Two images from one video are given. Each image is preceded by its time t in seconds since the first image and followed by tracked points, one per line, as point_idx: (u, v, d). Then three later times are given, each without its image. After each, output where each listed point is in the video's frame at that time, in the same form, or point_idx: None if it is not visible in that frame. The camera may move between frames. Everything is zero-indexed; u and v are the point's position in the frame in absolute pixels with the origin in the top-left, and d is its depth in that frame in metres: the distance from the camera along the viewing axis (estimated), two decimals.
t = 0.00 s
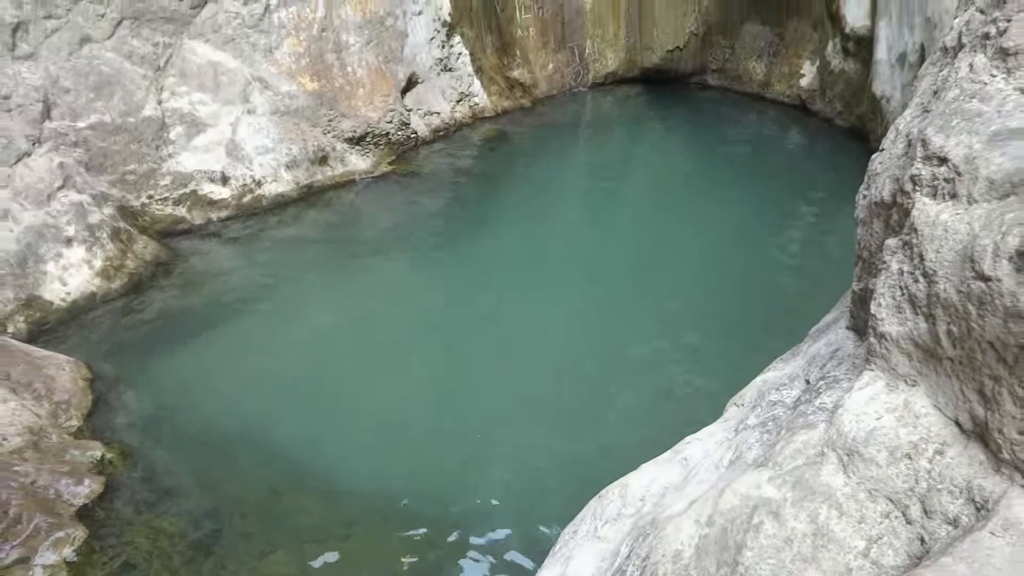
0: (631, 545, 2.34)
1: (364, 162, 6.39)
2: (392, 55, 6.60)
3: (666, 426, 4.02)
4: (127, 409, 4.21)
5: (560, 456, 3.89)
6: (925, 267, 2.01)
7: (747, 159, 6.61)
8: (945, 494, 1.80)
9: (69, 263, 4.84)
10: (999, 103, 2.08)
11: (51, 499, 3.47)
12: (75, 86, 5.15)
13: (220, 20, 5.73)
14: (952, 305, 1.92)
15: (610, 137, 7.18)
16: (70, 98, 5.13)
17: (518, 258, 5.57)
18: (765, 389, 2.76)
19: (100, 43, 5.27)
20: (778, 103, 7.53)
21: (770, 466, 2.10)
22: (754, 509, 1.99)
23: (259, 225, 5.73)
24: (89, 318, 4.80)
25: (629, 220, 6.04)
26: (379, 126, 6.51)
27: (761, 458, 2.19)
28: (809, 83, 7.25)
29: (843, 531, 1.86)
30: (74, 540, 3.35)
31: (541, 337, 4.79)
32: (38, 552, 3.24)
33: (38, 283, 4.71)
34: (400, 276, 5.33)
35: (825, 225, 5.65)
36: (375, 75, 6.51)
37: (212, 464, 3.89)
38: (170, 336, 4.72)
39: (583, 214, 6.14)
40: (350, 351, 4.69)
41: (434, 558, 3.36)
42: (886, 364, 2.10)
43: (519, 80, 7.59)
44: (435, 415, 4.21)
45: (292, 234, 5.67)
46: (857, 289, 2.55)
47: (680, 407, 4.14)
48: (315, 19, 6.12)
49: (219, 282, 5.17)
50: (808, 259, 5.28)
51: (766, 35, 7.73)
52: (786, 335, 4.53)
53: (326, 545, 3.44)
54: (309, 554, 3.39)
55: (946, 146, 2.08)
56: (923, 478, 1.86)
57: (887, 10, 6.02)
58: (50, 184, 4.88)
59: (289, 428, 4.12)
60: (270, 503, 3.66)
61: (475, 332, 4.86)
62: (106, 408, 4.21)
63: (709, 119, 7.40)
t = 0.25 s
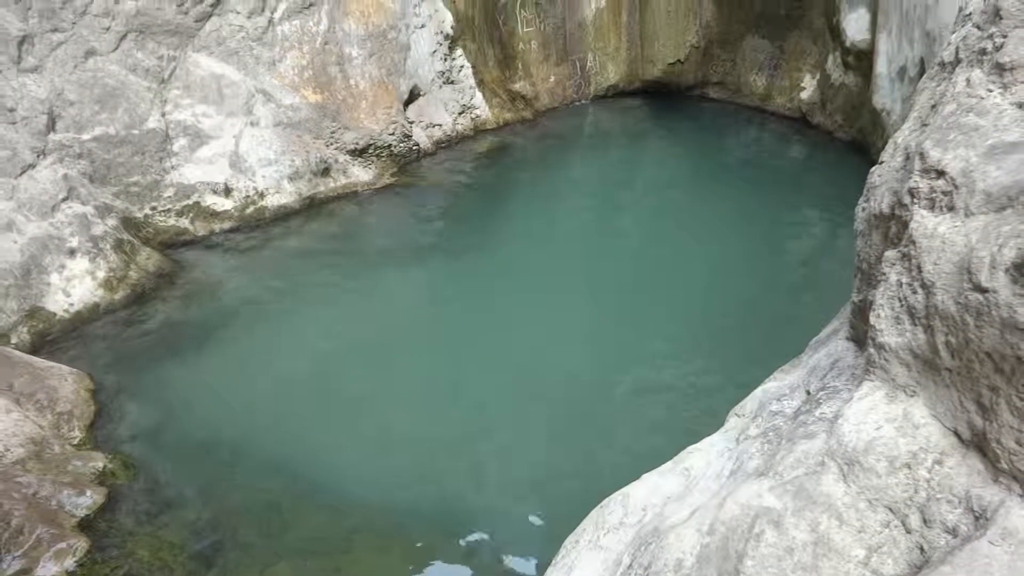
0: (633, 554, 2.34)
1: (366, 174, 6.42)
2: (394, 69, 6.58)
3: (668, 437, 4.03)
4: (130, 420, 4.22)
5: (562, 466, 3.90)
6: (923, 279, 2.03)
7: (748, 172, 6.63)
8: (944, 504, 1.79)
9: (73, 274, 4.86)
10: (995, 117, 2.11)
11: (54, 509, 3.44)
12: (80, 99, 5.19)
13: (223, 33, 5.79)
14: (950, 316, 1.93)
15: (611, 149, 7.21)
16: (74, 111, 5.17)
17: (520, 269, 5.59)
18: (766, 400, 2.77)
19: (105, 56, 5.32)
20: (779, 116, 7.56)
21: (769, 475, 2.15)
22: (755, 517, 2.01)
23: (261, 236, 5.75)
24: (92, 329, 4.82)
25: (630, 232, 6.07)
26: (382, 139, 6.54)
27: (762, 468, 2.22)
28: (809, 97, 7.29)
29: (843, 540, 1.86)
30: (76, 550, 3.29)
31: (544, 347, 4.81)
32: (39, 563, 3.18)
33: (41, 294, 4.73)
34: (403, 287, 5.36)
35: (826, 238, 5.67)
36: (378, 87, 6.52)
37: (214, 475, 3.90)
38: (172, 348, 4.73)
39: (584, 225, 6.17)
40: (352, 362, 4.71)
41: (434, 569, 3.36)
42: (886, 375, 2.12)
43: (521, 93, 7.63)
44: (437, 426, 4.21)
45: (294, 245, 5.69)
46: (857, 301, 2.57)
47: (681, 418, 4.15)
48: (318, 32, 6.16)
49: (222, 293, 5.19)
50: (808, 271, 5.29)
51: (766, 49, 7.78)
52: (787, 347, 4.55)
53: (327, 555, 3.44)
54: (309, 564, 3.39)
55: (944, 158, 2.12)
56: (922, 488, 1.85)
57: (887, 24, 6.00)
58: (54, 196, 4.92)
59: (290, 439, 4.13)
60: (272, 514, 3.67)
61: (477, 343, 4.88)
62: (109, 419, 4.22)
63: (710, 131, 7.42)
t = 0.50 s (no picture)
0: (634, 562, 2.34)
1: (367, 182, 6.43)
2: (396, 78, 6.62)
3: (668, 445, 4.03)
4: (130, 429, 4.22)
5: (563, 475, 3.90)
6: (922, 288, 2.03)
7: (748, 181, 6.65)
8: (944, 512, 1.81)
9: (74, 282, 4.87)
10: (993, 128, 2.16)
11: (54, 518, 3.44)
12: (82, 107, 5.20)
13: (226, 43, 5.81)
14: (949, 325, 1.94)
15: (611, 159, 7.23)
16: (77, 119, 5.18)
17: (519, 278, 5.60)
18: (765, 408, 2.77)
19: (107, 65, 5.34)
20: (779, 126, 7.59)
21: (769, 483, 2.15)
22: (756, 525, 2.02)
23: (262, 244, 5.76)
24: (92, 337, 4.83)
25: (629, 241, 6.08)
26: (383, 148, 6.55)
27: (763, 476, 2.22)
28: (809, 107, 7.31)
29: (844, 547, 1.88)
30: (77, 559, 3.30)
31: (543, 356, 4.81)
32: (38, 571, 3.18)
33: (43, 302, 4.74)
34: (403, 296, 5.36)
35: (826, 247, 5.68)
36: (379, 96, 6.54)
37: (213, 483, 3.89)
38: (172, 356, 4.74)
39: (584, 235, 6.18)
40: (351, 371, 4.71)
41: None
42: (886, 384, 2.11)
43: (522, 102, 7.65)
44: (436, 434, 4.22)
45: (294, 253, 5.70)
46: (856, 310, 2.57)
47: (681, 426, 4.15)
48: (320, 42, 6.19)
49: (222, 302, 5.20)
50: (808, 280, 5.30)
51: (766, 59, 7.82)
52: (787, 355, 4.56)
53: (327, 564, 3.44)
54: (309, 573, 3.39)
55: (943, 169, 2.14)
56: (922, 495, 1.87)
57: (887, 35, 6.03)
58: (56, 205, 4.92)
59: (289, 448, 4.13)
60: (271, 522, 3.67)
61: (476, 352, 4.88)
62: (110, 428, 4.22)
63: (710, 141, 7.45)
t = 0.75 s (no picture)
0: (633, 567, 2.34)
1: (367, 191, 6.45)
2: (396, 87, 6.63)
3: (668, 453, 4.03)
4: (129, 437, 4.22)
5: (563, 484, 3.90)
6: (920, 296, 2.04)
7: (747, 190, 6.66)
8: (942, 519, 1.81)
9: (74, 290, 4.87)
10: (990, 138, 2.17)
11: (53, 526, 3.43)
12: (83, 116, 5.22)
13: (227, 52, 5.82)
14: (946, 333, 1.94)
15: (611, 167, 7.25)
16: (78, 128, 5.19)
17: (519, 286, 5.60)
18: (765, 416, 2.78)
19: (108, 73, 5.35)
20: (778, 135, 7.61)
21: (769, 490, 2.14)
22: (755, 532, 2.02)
23: (262, 252, 5.77)
24: (92, 346, 4.83)
25: (629, 250, 6.08)
26: (383, 156, 6.59)
27: (763, 483, 2.22)
28: (809, 116, 7.33)
29: (843, 555, 1.87)
30: (75, 567, 3.29)
31: (543, 364, 4.82)
32: None
33: (42, 311, 4.74)
34: (402, 304, 5.36)
35: (825, 256, 5.69)
36: (379, 105, 6.56)
37: (211, 492, 3.89)
38: (172, 364, 4.74)
39: (583, 243, 6.19)
40: (350, 379, 4.70)
41: None
42: (884, 392, 2.12)
43: (521, 111, 7.68)
44: (436, 443, 4.21)
45: (295, 261, 5.71)
46: (855, 318, 2.58)
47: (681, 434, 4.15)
48: (320, 51, 6.21)
49: (222, 310, 5.20)
50: (807, 288, 5.31)
51: (766, 68, 7.81)
52: (787, 363, 4.56)
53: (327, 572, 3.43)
54: None
55: (940, 178, 2.16)
56: (920, 502, 1.87)
57: (885, 45, 6.06)
58: (56, 213, 4.94)
59: (288, 457, 4.12)
60: (270, 531, 3.66)
61: (475, 360, 4.88)
62: (109, 436, 4.22)
63: (710, 150, 7.47)
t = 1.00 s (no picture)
0: None
1: (366, 198, 6.46)
2: (395, 94, 6.64)
3: (666, 460, 4.04)
4: (127, 445, 4.22)
5: (561, 491, 3.90)
6: (916, 303, 2.05)
7: (745, 197, 6.68)
8: (939, 524, 1.81)
9: (73, 298, 4.87)
10: (985, 146, 2.16)
11: (50, 534, 3.42)
12: (83, 123, 5.22)
13: (226, 60, 5.83)
14: (942, 340, 1.95)
15: (609, 174, 7.26)
16: (77, 136, 5.20)
17: (517, 292, 5.62)
18: (762, 423, 2.79)
19: (108, 81, 5.36)
20: (776, 142, 7.63)
21: (766, 497, 2.15)
22: (753, 539, 2.03)
23: (261, 260, 5.78)
24: (91, 353, 4.83)
25: (628, 257, 6.09)
26: (382, 163, 6.58)
27: (760, 489, 2.23)
28: (806, 124, 7.35)
29: (840, 560, 1.89)
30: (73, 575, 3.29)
31: (541, 371, 4.82)
32: None
33: (41, 318, 4.74)
34: (400, 311, 5.37)
35: (823, 263, 5.71)
36: (378, 112, 6.57)
37: (210, 500, 3.89)
38: (170, 371, 4.74)
39: (581, 250, 6.21)
40: (349, 386, 4.71)
41: None
42: (881, 399, 2.13)
43: (520, 119, 7.69)
44: (435, 450, 4.22)
45: (294, 268, 5.71)
46: (852, 325, 2.59)
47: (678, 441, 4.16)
48: (319, 59, 6.22)
49: (221, 317, 5.20)
50: (804, 295, 5.33)
51: (764, 77, 7.83)
52: (784, 370, 4.57)
53: None
54: None
55: (936, 186, 2.16)
56: (917, 508, 1.87)
57: (882, 54, 6.09)
58: (55, 220, 4.94)
59: (287, 464, 4.12)
60: (269, 538, 3.66)
61: (474, 367, 4.89)
62: (107, 443, 4.22)
63: (708, 157, 7.49)
